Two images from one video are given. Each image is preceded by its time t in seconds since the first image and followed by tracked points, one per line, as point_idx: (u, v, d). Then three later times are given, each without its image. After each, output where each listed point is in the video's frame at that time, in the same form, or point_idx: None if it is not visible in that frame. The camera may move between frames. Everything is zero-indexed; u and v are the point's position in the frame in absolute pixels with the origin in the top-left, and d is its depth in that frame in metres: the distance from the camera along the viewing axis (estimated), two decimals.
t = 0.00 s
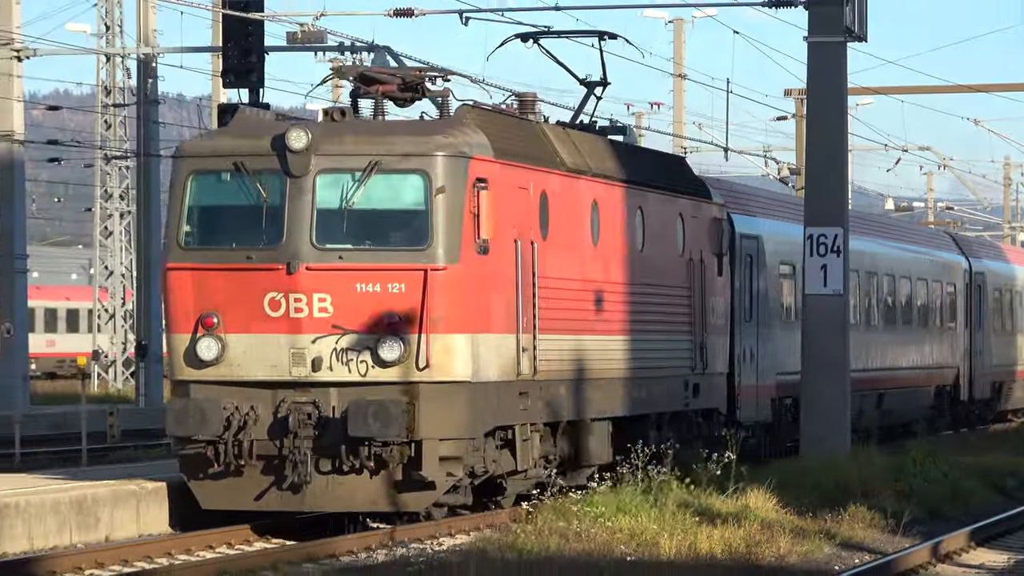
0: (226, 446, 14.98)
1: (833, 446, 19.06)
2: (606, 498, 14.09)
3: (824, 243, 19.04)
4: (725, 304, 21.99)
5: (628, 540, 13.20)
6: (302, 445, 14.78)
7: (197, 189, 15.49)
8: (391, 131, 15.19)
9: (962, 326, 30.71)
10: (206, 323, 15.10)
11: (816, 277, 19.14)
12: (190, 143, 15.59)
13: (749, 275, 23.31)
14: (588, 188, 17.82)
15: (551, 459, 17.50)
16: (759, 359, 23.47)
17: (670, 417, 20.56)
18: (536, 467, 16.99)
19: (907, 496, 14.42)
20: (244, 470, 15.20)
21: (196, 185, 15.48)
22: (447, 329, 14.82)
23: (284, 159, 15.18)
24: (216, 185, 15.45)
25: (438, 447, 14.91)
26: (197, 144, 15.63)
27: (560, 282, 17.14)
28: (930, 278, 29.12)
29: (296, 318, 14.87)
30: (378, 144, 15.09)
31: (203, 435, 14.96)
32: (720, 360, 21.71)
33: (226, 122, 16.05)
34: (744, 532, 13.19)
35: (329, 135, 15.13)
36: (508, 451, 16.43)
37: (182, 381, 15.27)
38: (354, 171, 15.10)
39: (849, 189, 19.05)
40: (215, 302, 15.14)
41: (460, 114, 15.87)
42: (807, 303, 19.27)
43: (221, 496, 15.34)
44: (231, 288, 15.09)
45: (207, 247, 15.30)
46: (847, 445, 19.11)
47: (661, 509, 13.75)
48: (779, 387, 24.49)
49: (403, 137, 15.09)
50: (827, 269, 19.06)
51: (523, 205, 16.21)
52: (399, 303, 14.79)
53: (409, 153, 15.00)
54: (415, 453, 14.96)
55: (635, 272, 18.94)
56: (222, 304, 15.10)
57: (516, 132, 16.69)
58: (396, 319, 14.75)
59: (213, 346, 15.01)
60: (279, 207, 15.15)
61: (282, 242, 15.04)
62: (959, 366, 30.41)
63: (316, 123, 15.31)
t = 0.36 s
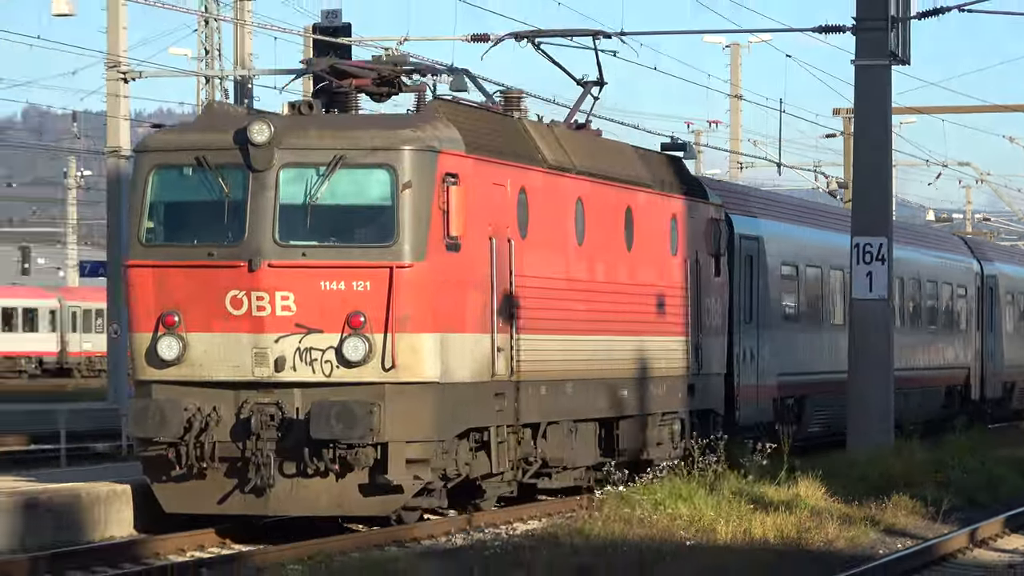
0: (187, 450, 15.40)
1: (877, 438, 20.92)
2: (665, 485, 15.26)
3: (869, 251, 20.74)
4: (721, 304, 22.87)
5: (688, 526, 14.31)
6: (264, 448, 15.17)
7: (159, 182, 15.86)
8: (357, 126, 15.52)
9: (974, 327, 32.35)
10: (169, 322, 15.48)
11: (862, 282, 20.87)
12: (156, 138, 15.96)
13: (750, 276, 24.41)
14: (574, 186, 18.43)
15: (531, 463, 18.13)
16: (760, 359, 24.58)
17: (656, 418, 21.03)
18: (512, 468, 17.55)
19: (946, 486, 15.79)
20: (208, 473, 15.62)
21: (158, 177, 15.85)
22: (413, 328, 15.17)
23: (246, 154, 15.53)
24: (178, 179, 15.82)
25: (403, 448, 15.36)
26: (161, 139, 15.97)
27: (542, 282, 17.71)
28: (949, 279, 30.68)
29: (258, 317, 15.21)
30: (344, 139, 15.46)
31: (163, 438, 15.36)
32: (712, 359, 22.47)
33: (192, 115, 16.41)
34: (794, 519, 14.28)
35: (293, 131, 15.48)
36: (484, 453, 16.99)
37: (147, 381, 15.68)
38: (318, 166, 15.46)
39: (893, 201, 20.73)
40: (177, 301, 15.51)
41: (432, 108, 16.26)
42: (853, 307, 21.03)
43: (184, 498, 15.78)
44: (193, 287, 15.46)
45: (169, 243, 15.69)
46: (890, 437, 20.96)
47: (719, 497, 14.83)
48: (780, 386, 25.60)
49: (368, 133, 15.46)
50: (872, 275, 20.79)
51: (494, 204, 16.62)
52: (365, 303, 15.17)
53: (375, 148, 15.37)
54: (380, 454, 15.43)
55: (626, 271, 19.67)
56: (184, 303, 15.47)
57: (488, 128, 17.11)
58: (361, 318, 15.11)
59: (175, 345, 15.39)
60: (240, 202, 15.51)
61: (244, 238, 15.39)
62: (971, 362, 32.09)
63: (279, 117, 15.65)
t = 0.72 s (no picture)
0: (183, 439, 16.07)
1: (907, 427, 23.36)
2: (726, 463, 17.84)
3: (902, 260, 23.09)
4: (719, 300, 24.75)
5: (744, 496, 16.78)
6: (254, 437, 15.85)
7: (156, 182, 16.63)
8: (343, 129, 16.25)
9: (971, 328, 34.77)
10: (164, 317, 16.15)
11: (896, 289, 23.24)
12: (152, 140, 16.73)
13: (749, 275, 26.48)
14: (570, 188, 19.70)
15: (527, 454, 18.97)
16: (759, 354, 26.65)
17: (651, 410, 22.53)
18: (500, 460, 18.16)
19: (967, 467, 18.53)
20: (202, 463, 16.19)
21: (156, 177, 16.63)
22: (397, 324, 15.70)
23: (238, 154, 16.24)
24: (175, 179, 16.58)
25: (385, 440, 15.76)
26: (158, 141, 16.73)
27: (534, 279, 18.71)
28: (949, 285, 33.06)
29: (248, 312, 15.85)
30: (331, 141, 16.19)
31: (162, 428, 16.12)
32: (710, 352, 24.21)
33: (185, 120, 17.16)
34: (836, 491, 16.71)
35: (281, 134, 16.20)
36: (473, 443, 17.62)
37: (144, 373, 16.37)
38: (307, 167, 16.17)
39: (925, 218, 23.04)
40: (173, 296, 16.19)
41: (421, 113, 17.07)
42: (889, 311, 23.42)
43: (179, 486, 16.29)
44: (187, 284, 16.13)
45: (165, 240, 16.41)
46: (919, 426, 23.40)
47: (772, 471, 17.34)
48: (779, 378, 27.67)
49: (357, 135, 16.18)
50: (905, 283, 23.12)
51: (482, 204, 17.45)
52: (350, 298, 15.76)
53: (361, 151, 16.08)
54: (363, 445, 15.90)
55: (624, 271, 21.09)
56: (179, 299, 16.14)
57: (474, 131, 17.82)
58: (347, 313, 15.70)
59: (170, 338, 16.08)
60: (233, 201, 16.22)
61: (235, 236, 16.08)
62: (970, 359, 34.54)
63: (269, 121, 16.36)
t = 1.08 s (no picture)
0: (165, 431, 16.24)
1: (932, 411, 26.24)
2: (776, 443, 20.83)
3: (930, 267, 25.90)
4: (714, 299, 25.62)
5: (794, 470, 19.69)
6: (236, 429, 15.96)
7: (144, 183, 16.92)
8: (325, 130, 16.41)
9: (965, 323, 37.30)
10: (149, 313, 16.37)
11: (922, 292, 26.03)
12: (142, 142, 17.05)
13: (745, 276, 27.36)
14: (558, 191, 20.11)
15: (509, 442, 19.27)
16: (757, 348, 27.56)
17: (646, 402, 23.18)
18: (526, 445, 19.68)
19: (984, 444, 21.59)
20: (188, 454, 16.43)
21: (143, 178, 16.92)
22: (374, 320, 15.88)
23: (219, 155, 16.43)
24: (161, 181, 16.84)
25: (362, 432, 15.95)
26: (146, 143, 17.01)
27: (521, 278, 19.06)
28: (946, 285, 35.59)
29: (229, 309, 15.99)
30: (311, 143, 16.32)
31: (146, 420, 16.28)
32: (704, 350, 25.11)
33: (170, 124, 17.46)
34: (872, 465, 19.63)
35: (264, 135, 16.41)
36: (455, 435, 17.81)
37: (133, 367, 16.62)
38: (286, 167, 16.32)
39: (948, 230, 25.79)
40: (157, 294, 16.40)
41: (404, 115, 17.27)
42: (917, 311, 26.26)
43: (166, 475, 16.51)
44: (171, 283, 16.33)
45: (151, 240, 16.63)
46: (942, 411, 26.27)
47: (819, 449, 20.26)
48: (776, 371, 28.64)
49: (337, 135, 16.30)
50: (931, 286, 25.91)
51: (463, 204, 17.64)
52: (326, 294, 15.88)
53: (338, 152, 16.21)
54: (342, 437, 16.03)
55: (616, 271, 21.65)
56: (163, 296, 16.35)
57: (459, 133, 18.08)
58: (323, 309, 15.80)
59: (154, 333, 16.28)
60: (215, 201, 16.39)
61: (217, 236, 16.23)
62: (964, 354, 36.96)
63: (251, 124, 16.57)
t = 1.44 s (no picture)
0: (135, 422, 16.70)
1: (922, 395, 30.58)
2: (796, 420, 25.28)
3: (925, 274, 30.16)
4: (689, 298, 27.39)
5: (811, 443, 23.97)
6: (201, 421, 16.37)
7: (118, 188, 17.60)
8: (287, 136, 16.86)
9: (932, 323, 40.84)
10: (122, 310, 16.92)
11: (917, 295, 30.30)
12: (117, 150, 17.74)
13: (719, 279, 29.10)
14: (528, 198, 21.30)
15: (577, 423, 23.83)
16: (729, 343, 29.39)
17: (621, 392, 25.04)
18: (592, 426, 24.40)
19: (962, 423, 26.06)
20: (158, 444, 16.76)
21: (117, 183, 17.60)
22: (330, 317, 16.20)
23: (185, 161, 16.96)
24: (134, 185, 17.46)
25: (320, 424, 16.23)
26: (121, 151, 17.72)
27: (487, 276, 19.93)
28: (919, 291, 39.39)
29: (195, 306, 16.46)
30: (273, 149, 16.79)
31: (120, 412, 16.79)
32: (680, 344, 26.93)
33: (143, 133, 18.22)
34: (874, 438, 23.95)
35: (227, 142, 16.90)
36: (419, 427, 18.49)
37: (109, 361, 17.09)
38: (248, 172, 16.80)
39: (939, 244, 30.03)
40: (129, 291, 16.97)
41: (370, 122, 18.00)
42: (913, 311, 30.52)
43: (140, 464, 16.90)
44: (143, 281, 16.88)
45: (125, 241, 17.23)
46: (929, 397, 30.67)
47: (830, 426, 24.55)
48: (748, 361, 30.40)
49: (301, 141, 16.75)
50: (925, 290, 30.18)
51: (431, 207, 18.36)
52: (287, 292, 16.26)
53: (296, 156, 16.61)
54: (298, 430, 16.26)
55: (590, 272, 23.16)
56: (135, 294, 16.91)
57: (428, 141, 18.94)
58: (284, 306, 16.21)
59: (127, 329, 16.81)
60: (183, 205, 16.90)
61: (184, 237, 16.72)
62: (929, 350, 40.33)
63: (213, 129, 17.08)
